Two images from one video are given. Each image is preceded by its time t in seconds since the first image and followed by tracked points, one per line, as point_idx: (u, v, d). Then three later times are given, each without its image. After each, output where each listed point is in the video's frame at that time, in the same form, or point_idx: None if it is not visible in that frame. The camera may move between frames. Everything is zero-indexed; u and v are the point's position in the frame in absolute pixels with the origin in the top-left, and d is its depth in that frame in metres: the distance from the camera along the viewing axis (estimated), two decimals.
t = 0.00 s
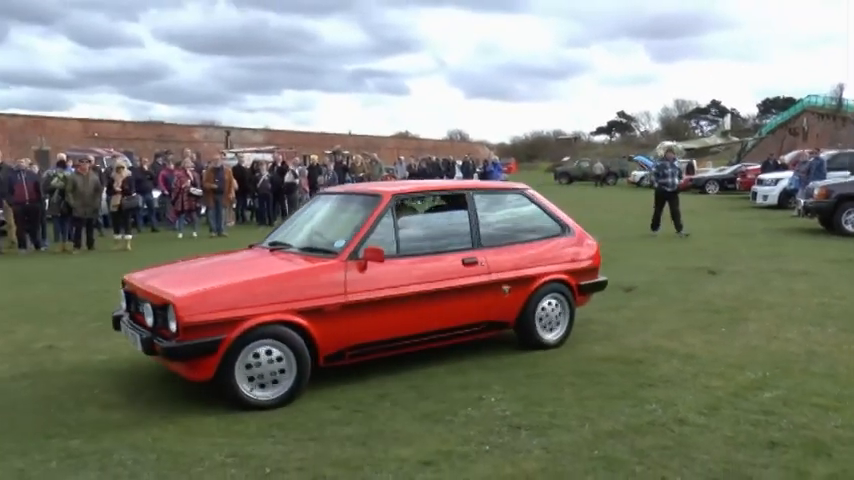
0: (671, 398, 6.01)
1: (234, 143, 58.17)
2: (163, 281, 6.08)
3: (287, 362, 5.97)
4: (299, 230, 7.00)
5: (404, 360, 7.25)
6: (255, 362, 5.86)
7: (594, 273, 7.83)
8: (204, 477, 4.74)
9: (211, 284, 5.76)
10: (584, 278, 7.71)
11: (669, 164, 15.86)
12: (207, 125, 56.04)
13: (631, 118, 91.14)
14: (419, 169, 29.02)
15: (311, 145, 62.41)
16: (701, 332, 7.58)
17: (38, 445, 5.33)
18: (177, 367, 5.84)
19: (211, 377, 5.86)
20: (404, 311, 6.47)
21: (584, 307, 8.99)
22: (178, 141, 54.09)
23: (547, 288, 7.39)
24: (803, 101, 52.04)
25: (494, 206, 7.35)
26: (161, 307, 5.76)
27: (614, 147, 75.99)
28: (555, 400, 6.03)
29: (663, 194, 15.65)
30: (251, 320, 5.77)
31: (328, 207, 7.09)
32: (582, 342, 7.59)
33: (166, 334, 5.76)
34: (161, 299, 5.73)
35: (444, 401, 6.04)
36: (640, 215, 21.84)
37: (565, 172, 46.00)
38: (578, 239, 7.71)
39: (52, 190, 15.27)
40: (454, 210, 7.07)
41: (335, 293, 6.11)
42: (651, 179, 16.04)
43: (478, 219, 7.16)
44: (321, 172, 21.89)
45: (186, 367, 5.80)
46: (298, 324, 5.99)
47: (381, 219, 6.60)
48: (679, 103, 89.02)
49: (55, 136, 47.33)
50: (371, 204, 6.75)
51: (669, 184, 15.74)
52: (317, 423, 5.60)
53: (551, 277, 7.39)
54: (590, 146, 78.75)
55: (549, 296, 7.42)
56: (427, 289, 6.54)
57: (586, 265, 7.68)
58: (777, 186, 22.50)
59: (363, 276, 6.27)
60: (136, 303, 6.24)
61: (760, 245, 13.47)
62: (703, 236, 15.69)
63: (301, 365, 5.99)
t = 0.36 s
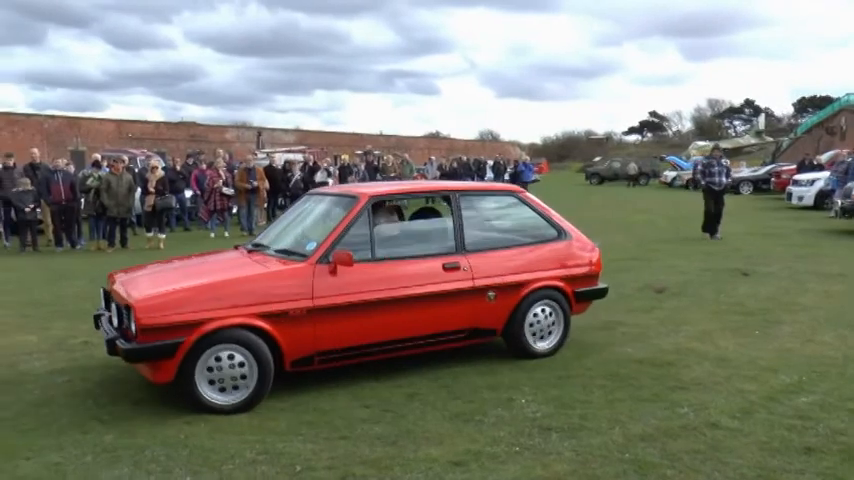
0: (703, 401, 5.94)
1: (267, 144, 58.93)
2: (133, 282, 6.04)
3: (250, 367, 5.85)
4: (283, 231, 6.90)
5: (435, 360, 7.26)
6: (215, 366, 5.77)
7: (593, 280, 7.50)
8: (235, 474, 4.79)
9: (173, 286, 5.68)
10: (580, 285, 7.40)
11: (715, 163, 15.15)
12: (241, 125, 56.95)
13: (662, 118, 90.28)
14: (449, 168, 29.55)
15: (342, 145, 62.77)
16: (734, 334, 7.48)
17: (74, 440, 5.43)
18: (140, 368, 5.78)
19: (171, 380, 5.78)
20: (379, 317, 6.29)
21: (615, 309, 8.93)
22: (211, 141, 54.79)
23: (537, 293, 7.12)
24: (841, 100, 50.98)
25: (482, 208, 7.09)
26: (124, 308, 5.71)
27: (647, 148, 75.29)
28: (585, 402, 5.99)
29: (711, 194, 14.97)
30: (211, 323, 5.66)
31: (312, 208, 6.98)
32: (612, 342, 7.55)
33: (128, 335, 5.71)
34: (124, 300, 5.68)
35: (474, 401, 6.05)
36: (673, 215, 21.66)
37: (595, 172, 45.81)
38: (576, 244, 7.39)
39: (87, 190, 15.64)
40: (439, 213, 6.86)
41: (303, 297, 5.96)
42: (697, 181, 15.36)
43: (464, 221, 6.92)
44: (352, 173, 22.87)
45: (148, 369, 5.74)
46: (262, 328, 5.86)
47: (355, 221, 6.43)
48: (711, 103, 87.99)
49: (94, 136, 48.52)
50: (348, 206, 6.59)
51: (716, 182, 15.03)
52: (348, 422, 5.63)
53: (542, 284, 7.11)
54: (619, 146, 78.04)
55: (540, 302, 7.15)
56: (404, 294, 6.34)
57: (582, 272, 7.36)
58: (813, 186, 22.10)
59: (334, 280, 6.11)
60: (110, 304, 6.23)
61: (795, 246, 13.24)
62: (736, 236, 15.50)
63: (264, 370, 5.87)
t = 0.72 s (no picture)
0: (747, 406, 5.82)
1: (308, 144, 59.46)
2: (120, 281, 6.21)
3: (224, 368, 5.89)
4: (277, 231, 6.92)
5: (472, 361, 7.26)
6: (190, 365, 5.84)
7: (599, 286, 7.21)
8: (275, 470, 4.84)
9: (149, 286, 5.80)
10: (583, 291, 7.14)
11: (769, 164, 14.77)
12: (282, 125, 57.63)
13: (704, 117, 88.82)
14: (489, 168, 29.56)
15: (382, 145, 63.06)
16: (778, 338, 7.33)
17: (119, 434, 5.55)
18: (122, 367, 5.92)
19: (149, 378, 5.88)
20: (362, 321, 6.23)
21: (656, 311, 8.82)
22: (253, 141, 55.50)
23: (534, 300, 6.89)
24: None
25: (476, 211, 6.93)
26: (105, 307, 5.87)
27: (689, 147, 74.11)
28: (626, 405, 5.92)
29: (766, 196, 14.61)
30: (185, 323, 5.74)
31: (305, 208, 6.97)
32: (652, 345, 7.46)
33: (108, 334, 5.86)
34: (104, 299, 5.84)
35: (512, 402, 6.03)
36: (718, 216, 21.27)
37: (637, 172, 45.32)
38: (579, 249, 7.12)
39: (131, 189, 15.97)
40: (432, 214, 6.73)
41: (279, 300, 5.97)
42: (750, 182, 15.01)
43: (455, 224, 6.77)
44: (392, 173, 23.27)
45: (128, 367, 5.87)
46: (238, 329, 5.90)
47: (337, 224, 6.38)
48: (755, 102, 86.24)
49: (140, 136, 49.57)
50: (334, 208, 6.54)
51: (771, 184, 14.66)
52: (386, 421, 5.65)
53: (539, 290, 6.87)
54: (660, 146, 76.99)
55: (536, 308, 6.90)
56: (388, 298, 6.25)
57: (585, 278, 7.08)
58: None
59: (313, 282, 6.09)
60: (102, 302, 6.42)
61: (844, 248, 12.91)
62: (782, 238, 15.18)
63: (238, 370, 5.90)
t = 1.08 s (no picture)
0: (791, 412, 5.69)
1: (347, 144, 59.84)
2: (116, 278, 6.37)
3: (205, 368, 5.95)
4: (273, 231, 6.95)
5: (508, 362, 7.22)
6: (172, 364, 5.93)
7: (601, 292, 6.96)
8: (314, 468, 4.88)
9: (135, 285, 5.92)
10: (585, 298, 6.90)
11: (824, 162, 14.36)
12: (322, 125, 58.08)
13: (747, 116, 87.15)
14: (529, 168, 29.43)
15: (421, 145, 63.09)
16: (823, 342, 7.16)
17: (160, 429, 5.65)
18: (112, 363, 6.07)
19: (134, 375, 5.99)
20: (347, 324, 6.19)
21: (697, 314, 8.69)
22: (293, 142, 56.07)
23: (529, 304, 6.70)
24: None
25: (471, 213, 6.79)
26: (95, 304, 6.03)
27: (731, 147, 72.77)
28: (666, 409, 5.84)
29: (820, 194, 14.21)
30: (166, 323, 5.83)
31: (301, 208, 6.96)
32: (693, 347, 7.34)
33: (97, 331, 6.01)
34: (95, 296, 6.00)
35: (551, 404, 5.99)
36: (761, 217, 20.86)
37: (678, 171, 44.70)
38: (580, 254, 6.89)
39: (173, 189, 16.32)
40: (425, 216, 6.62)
41: (262, 300, 5.99)
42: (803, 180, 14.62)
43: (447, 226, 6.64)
44: (431, 173, 23.35)
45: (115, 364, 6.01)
46: (221, 329, 5.95)
47: (323, 226, 6.34)
48: (799, 101, 84.33)
49: (182, 137, 50.46)
50: (323, 210, 6.51)
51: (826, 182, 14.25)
52: (424, 421, 5.66)
53: (534, 295, 6.68)
54: (701, 146, 75.77)
55: (527, 315, 6.71)
56: (373, 301, 6.20)
57: (585, 283, 6.84)
58: None
59: (297, 284, 6.08)
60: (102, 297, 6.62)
61: None
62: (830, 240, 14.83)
63: (217, 372, 5.95)
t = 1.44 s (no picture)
0: (835, 419, 5.56)
1: (383, 144, 60.11)
2: (116, 275, 6.53)
3: (191, 367, 6.04)
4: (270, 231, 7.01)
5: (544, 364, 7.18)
6: (159, 361, 6.04)
7: (603, 299, 6.77)
8: (350, 467, 4.91)
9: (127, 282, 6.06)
10: (585, 303, 6.73)
11: None
12: (359, 125, 58.39)
13: (789, 116, 85.45)
14: (567, 168, 29.29)
15: (459, 146, 63.03)
16: None
17: (199, 425, 5.75)
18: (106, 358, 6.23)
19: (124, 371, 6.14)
20: (335, 325, 6.21)
21: (737, 316, 8.55)
22: (331, 142, 56.52)
23: (521, 309, 6.58)
24: None
25: (465, 215, 6.71)
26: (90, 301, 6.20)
27: (773, 147, 71.40)
28: (705, 413, 5.75)
29: None
30: (153, 321, 5.94)
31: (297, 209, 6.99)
32: (733, 351, 7.23)
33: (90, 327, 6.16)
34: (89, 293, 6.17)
35: (588, 407, 5.95)
36: (805, 219, 20.42)
37: (719, 172, 44.06)
38: (580, 258, 6.72)
39: (212, 189, 16.58)
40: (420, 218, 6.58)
41: (249, 301, 6.04)
42: None
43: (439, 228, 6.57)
44: (469, 174, 23.31)
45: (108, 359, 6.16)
46: (207, 329, 6.03)
47: (312, 228, 6.36)
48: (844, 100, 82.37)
49: (221, 137, 51.21)
50: (314, 211, 6.54)
51: None
52: (461, 422, 5.66)
53: (529, 300, 6.56)
54: (742, 147, 74.49)
55: (518, 321, 6.58)
56: (361, 304, 6.19)
57: (584, 289, 6.67)
58: None
59: (285, 286, 6.11)
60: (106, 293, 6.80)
61: None
62: None
63: (203, 371, 6.03)
